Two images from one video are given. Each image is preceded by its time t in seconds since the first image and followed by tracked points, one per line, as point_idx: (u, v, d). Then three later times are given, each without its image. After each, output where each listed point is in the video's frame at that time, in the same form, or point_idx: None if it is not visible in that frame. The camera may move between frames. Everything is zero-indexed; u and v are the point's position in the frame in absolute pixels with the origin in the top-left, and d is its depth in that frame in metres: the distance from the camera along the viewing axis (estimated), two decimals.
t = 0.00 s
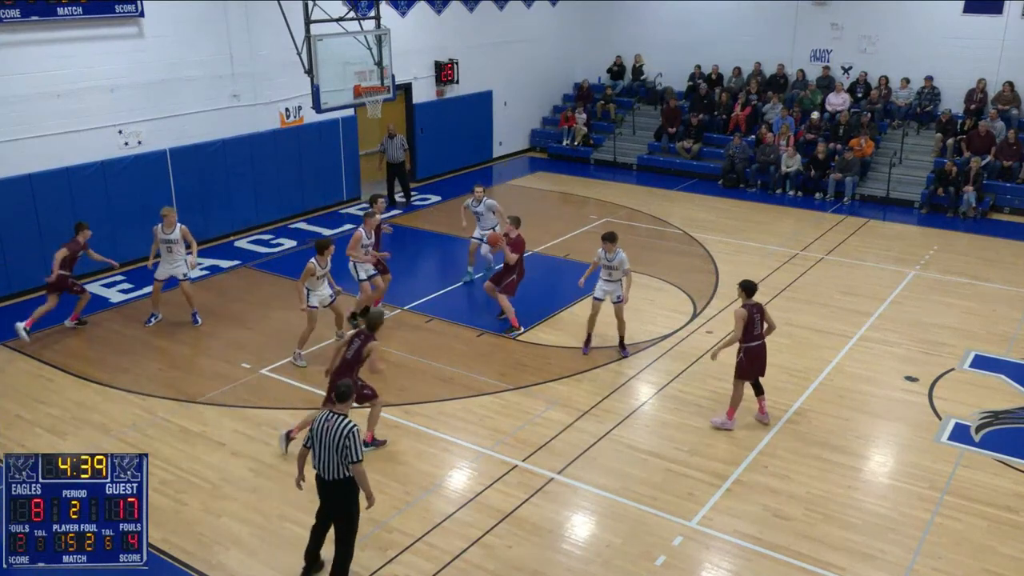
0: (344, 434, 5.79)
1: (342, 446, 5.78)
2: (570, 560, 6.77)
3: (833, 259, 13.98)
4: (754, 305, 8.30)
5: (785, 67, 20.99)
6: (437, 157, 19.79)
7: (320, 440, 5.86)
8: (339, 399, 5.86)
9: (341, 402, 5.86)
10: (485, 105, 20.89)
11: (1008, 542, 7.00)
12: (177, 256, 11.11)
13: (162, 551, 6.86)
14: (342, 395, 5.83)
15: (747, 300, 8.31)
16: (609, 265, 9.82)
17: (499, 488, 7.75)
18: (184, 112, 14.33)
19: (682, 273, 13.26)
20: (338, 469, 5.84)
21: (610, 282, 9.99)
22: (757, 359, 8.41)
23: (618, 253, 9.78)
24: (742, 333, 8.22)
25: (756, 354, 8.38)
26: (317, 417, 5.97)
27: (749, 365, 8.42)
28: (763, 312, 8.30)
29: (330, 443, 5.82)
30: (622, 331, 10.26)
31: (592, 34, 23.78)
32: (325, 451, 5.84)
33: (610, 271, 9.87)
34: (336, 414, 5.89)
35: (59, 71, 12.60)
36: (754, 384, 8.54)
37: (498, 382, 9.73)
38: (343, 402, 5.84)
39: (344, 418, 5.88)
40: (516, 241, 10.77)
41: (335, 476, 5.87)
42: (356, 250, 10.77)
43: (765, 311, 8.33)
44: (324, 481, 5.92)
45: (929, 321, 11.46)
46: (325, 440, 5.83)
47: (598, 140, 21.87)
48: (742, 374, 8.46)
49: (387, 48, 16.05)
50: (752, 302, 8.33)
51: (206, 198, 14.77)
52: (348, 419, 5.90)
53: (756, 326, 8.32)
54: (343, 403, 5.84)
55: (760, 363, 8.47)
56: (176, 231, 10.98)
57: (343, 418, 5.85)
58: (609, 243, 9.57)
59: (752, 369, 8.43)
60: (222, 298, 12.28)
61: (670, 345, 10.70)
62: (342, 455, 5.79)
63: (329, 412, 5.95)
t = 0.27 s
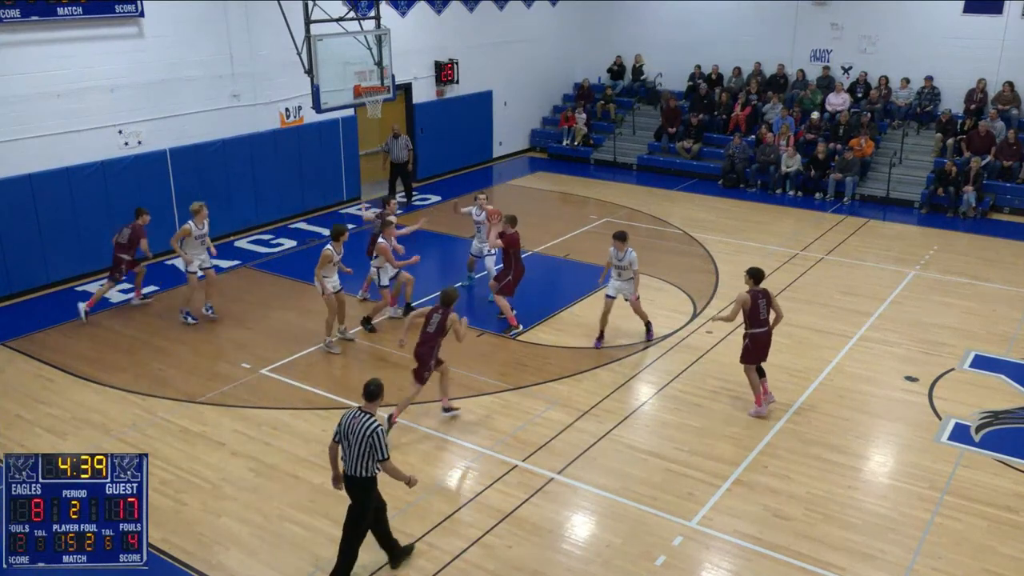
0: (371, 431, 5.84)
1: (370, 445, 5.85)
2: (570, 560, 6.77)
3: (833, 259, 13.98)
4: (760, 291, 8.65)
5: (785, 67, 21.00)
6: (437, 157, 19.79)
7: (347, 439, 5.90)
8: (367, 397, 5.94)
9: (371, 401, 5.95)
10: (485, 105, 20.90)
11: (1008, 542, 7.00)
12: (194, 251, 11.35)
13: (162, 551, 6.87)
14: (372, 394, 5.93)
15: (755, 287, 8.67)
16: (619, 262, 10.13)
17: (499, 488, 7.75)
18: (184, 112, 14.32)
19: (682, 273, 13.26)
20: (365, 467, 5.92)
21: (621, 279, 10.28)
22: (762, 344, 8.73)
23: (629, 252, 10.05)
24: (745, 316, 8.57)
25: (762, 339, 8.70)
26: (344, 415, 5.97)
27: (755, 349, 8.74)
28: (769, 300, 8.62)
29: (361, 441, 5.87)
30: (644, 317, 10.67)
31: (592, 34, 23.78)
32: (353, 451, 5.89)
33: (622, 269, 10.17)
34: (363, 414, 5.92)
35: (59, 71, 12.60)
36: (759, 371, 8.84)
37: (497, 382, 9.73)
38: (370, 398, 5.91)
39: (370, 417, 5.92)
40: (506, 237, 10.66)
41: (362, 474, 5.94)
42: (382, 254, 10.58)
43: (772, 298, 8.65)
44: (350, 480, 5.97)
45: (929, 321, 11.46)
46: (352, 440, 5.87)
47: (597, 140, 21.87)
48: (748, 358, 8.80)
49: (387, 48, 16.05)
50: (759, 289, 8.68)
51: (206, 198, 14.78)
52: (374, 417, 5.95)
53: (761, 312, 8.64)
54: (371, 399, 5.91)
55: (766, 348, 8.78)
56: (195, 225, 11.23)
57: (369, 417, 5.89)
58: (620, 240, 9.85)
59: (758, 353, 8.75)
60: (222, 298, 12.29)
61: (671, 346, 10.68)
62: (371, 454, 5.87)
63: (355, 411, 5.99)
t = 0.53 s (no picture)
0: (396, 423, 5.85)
1: (396, 438, 5.87)
2: (570, 560, 6.78)
3: (833, 259, 13.98)
4: (761, 287, 8.80)
5: (785, 67, 21.00)
6: (437, 157, 19.79)
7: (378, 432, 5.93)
8: (392, 390, 5.88)
9: (395, 393, 5.89)
10: (485, 105, 20.89)
11: (1008, 542, 7.00)
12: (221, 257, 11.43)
13: (162, 551, 6.87)
14: (396, 387, 5.85)
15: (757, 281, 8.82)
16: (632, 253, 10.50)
17: (499, 488, 7.75)
18: (184, 112, 14.32)
19: (682, 273, 13.26)
20: (393, 459, 5.95)
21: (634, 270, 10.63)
22: (762, 337, 8.90)
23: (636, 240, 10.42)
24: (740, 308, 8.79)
25: (762, 331, 8.87)
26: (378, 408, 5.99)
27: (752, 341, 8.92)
28: (768, 296, 8.73)
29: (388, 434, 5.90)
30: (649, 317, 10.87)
31: (592, 34, 23.78)
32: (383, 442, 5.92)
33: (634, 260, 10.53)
34: (389, 407, 5.93)
35: (59, 70, 12.60)
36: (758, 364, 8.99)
37: (497, 382, 9.72)
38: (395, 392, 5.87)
39: (397, 410, 5.93)
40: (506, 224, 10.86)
41: (393, 465, 5.98)
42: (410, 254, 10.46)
43: (772, 295, 8.75)
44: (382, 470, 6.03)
45: (929, 321, 11.46)
46: (380, 432, 5.90)
47: (597, 140, 21.87)
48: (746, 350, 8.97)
49: (387, 48, 16.04)
50: (762, 284, 8.82)
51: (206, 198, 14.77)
52: (401, 409, 5.95)
53: (759, 306, 8.80)
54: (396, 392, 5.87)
55: (766, 342, 8.92)
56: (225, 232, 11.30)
57: (395, 410, 5.90)
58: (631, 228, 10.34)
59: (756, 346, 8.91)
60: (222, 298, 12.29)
61: (671, 346, 10.68)
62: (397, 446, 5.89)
63: (383, 402, 6.01)
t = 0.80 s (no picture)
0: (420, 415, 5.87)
1: (420, 430, 5.89)
2: (569, 560, 6.77)
3: (833, 259, 13.98)
4: (759, 266, 9.55)
5: (785, 67, 21.00)
6: (437, 157, 19.80)
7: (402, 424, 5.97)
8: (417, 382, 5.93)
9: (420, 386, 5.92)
10: (485, 105, 20.89)
11: (1009, 542, 7.00)
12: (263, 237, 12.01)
13: (162, 550, 6.87)
14: (421, 379, 5.90)
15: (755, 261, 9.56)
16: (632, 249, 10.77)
17: (499, 488, 7.75)
18: (184, 112, 14.33)
19: (682, 273, 13.26)
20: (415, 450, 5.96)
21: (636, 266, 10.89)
22: (759, 315, 9.65)
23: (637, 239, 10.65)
24: (743, 288, 9.53)
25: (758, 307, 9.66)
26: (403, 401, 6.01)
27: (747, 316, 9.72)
28: (765, 274, 9.53)
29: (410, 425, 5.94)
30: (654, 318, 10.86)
31: (592, 34, 23.78)
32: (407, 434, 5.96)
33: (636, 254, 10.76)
34: (414, 399, 5.96)
35: (59, 70, 12.60)
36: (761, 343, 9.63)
37: (497, 382, 9.72)
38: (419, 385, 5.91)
39: (423, 403, 5.94)
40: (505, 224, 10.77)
41: (415, 457, 6.02)
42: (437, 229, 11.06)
43: (768, 273, 9.56)
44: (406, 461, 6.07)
45: (929, 321, 11.47)
46: (405, 424, 5.94)
47: (597, 140, 21.87)
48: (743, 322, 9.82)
49: (387, 48, 16.04)
50: (760, 265, 9.58)
51: (206, 198, 14.77)
52: (427, 402, 5.96)
53: (756, 285, 9.59)
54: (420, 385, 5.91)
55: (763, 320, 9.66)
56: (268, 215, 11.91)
57: (420, 402, 5.91)
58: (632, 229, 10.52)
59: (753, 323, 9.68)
60: (222, 298, 12.29)
61: (671, 347, 10.67)
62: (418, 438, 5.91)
63: (409, 396, 6.02)
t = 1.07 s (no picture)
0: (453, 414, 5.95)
1: (453, 428, 5.96)
2: (569, 560, 6.78)
3: (833, 259, 13.98)
4: (756, 259, 9.82)
5: (785, 67, 20.99)
6: (437, 157, 19.80)
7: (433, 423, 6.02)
8: (446, 381, 5.98)
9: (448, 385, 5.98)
10: (485, 105, 20.89)
11: (1009, 542, 7.00)
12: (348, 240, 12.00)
13: (161, 550, 6.87)
14: (450, 378, 5.95)
15: (752, 254, 9.81)
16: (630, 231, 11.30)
17: (499, 488, 7.75)
18: (184, 112, 14.33)
19: (682, 273, 13.26)
20: (446, 448, 6.02)
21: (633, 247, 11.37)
22: (755, 305, 9.99)
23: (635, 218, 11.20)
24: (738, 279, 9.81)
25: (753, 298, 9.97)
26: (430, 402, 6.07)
27: (744, 308, 10.00)
28: (762, 268, 9.80)
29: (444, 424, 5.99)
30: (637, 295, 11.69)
31: (592, 34, 23.77)
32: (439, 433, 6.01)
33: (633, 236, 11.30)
34: (444, 398, 6.03)
35: (59, 70, 12.60)
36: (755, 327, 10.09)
37: (498, 382, 9.73)
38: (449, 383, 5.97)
39: (453, 402, 6.02)
40: (506, 232, 10.62)
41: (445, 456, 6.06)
42: (454, 219, 11.70)
43: (765, 267, 9.82)
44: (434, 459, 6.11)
45: (929, 321, 11.46)
46: (438, 422, 5.99)
47: (597, 140, 21.87)
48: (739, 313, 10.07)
49: (387, 48, 16.04)
50: (756, 258, 9.85)
51: (206, 198, 14.77)
52: (456, 401, 6.04)
53: (753, 277, 9.86)
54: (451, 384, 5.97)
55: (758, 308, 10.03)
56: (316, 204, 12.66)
57: (451, 401, 5.99)
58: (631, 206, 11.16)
59: (748, 313, 9.99)
60: (221, 298, 12.29)
61: (671, 347, 10.67)
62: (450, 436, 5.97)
63: (438, 395, 6.09)
